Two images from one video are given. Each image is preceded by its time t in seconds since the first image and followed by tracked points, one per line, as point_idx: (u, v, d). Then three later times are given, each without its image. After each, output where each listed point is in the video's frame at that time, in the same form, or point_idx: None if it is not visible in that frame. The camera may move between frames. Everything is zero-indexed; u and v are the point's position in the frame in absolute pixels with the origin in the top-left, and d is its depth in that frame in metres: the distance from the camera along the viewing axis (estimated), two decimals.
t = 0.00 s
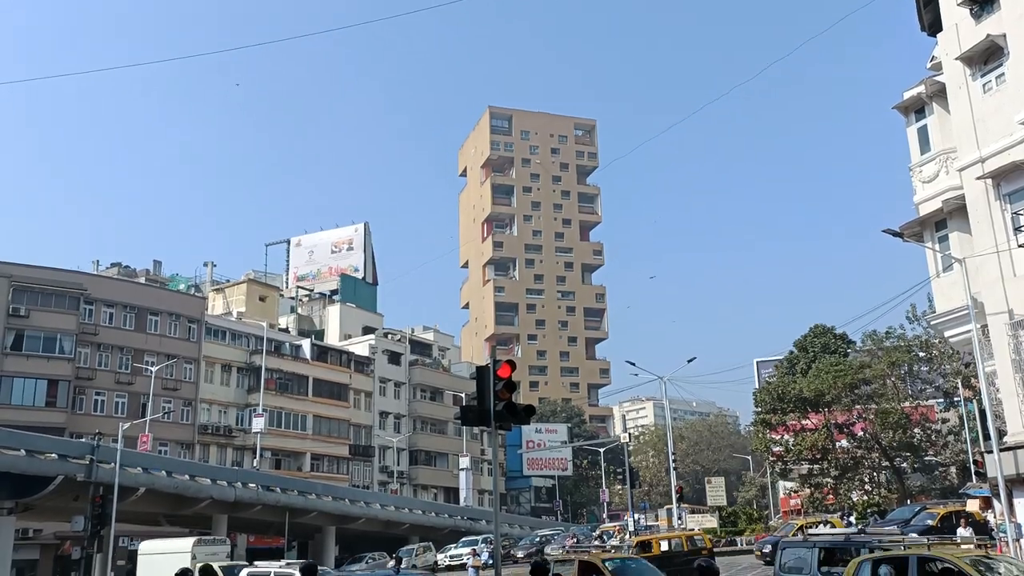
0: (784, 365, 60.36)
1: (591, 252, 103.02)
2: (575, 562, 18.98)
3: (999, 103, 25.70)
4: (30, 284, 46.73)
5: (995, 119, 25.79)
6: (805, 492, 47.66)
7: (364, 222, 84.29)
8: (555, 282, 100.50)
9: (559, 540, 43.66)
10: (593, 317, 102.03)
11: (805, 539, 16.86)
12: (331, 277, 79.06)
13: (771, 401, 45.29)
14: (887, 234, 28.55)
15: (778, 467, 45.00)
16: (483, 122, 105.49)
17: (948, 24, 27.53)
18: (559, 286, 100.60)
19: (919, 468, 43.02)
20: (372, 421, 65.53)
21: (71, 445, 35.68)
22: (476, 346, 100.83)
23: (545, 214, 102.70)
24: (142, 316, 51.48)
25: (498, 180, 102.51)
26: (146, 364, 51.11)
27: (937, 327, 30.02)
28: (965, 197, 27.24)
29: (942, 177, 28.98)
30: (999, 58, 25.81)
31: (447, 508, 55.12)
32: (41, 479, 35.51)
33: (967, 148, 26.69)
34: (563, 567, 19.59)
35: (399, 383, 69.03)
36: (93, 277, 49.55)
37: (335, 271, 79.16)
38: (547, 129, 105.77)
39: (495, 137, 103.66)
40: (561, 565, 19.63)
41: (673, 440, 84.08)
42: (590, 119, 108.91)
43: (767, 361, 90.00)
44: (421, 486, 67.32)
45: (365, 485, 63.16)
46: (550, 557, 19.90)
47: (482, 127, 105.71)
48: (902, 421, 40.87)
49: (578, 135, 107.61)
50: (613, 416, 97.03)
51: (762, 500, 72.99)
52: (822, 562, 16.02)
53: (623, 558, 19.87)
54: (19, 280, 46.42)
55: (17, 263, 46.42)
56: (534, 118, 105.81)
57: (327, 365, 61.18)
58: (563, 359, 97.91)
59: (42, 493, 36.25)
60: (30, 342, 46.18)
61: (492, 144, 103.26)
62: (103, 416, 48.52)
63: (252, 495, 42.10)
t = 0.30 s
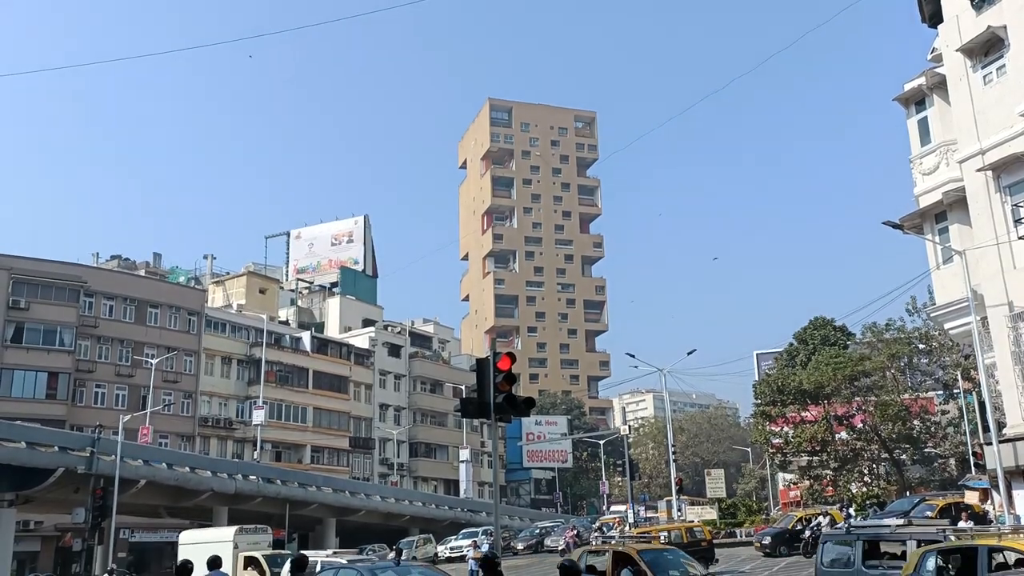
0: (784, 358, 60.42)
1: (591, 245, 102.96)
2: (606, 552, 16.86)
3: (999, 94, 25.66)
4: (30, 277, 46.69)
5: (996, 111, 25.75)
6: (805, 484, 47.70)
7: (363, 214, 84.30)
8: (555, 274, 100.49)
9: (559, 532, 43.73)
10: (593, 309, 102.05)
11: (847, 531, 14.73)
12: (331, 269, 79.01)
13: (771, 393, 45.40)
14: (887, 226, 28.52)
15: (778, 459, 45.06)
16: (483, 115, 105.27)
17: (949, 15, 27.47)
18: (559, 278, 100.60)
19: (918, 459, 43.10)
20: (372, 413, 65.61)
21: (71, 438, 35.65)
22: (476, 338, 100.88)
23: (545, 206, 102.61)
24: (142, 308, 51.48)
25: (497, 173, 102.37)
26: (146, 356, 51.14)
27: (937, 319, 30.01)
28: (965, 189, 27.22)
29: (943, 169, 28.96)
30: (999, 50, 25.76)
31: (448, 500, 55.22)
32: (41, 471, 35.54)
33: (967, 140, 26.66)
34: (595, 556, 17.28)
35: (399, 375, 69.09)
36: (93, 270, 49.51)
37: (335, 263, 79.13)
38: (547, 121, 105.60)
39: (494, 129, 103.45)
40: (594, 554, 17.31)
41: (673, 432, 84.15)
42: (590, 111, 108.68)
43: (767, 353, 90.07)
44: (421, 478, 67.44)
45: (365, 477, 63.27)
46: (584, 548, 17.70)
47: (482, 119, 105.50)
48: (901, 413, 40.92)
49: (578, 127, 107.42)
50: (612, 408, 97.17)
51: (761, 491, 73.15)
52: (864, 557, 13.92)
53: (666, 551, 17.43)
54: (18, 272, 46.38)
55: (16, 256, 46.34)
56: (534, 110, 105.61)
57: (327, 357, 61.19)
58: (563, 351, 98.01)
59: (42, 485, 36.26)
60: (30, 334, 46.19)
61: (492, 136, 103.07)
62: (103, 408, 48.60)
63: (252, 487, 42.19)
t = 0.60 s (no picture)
0: (784, 351, 60.49)
1: (592, 239, 102.96)
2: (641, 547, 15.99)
3: (1000, 88, 25.61)
4: (30, 270, 46.65)
5: (997, 105, 25.71)
6: (805, 479, 47.70)
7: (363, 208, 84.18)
8: (556, 268, 100.48)
9: (559, 525, 43.79)
10: (593, 303, 102.08)
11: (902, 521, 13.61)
12: (332, 263, 78.98)
13: (771, 387, 45.88)
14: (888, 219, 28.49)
15: (778, 453, 45.08)
16: (483, 108, 105.11)
17: (950, 8, 27.42)
18: (560, 273, 100.58)
19: (918, 453, 43.14)
20: (372, 407, 65.67)
21: (72, 432, 35.66)
22: (477, 333, 100.93)
23: (546, 200, 102.52)
24: (142, 302, 51.47)
25: (498, 166, 102.24)
26: (147, 350, 51.14)
27: (937, 313, 29.99)
28: (966, 184, 27.21)
29: (943, 163, 28.93)
30: (1000, 44, 25.71)
31: (448, 494, 55.22)
32: (42, 465, 35.54)
33: (968, 134, 26.62)
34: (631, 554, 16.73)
35: (399, 369, 69.14)
36: (93, 263, 49.47)
37: (335, 258, 79.09)
38: (547, 115, 105.45)
39: (495, 123, 103.29)
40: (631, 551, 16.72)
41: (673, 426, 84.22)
42: (591, 105, 108.51)
43: (767, 347, 90.12)
44: (421, 472, 67.54)
45: (365, 470, 63.35)
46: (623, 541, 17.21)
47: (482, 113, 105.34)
48: (901, 407, 40.94)
49: (579, 121, 107.28)
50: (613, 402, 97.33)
51: (761, 485, 73.34)
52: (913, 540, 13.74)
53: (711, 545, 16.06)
54: (19, 266, 46.34)
55: (17, 250, 46.30)
56: (535, 104, 105.43)
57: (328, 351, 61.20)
58: (564, 345, 98.11)
59: (43, 479, 36.29)
60: (30, 328, 46.19)
61: (492, 130, 102.91)
62: (104, 402, 48.65)
63: (252, 481, 42.27)
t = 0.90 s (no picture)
0: (784, 343, 60.53)
1: (592, 230, 102.89)
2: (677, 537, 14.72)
3: (1001, 79, 25.57)
4: (30, 261, 46.58)
5: (997, 96, 25.66)
6: (804, 470, 47.75)
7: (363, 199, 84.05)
8: (555, 260, 100.42)
9: (559, 516, 43.82)
10: (593, 294, 102.09)
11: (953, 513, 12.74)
12: (331, 254, 78.92)
13: (771, 378, 45.83)
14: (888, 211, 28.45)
15: (777, 444, 45.12)
16: (483, 99, 104.90)
17: None
18: (560, 264, 100.54)
19: (917, 445, 43.23)
20: (372, 398, 65.75)
21: (72, 423, 35.68)
22: (476, 324, 101.00)
23: (546, 191, 102.40)
24: (142, 293, 51.46)
25: (498, 157, 102.08)
26: (146, 341, 51.17)
27: (937, 304, 30.00)
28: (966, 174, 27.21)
29: (944, 155, 28.87)
30: (1002, 34, 25.63)
31: (448, 485, 55.29)
32: (42, 455, 35.54)
33: (969, 125, 26.56)
34: (668, 542, 15.31)
35: (399, 360, 69.17)
36: (92, 254, 49.42)
37: (335, 249, 79.03)
38: (547, 105, 105.22)
39: (495, 114, 103.09)
40: (671, 538, 15.31)
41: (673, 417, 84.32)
42: (591, 95, 108.25)
43: (767, 339, 90.17)
44: (421, 463, 67.69)
45: (365, 461, 63.45)
46: (661, 530, 15.75)
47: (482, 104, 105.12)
48: (900, 398, 41.00)
49: (579, 112, 107.07)
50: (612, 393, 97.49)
51: (760, 476, 73.49)
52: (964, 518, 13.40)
53: (750, 534, 14.91)
54: (18, 257, 46.28)
55: (16, 240, 46.23)
56: (535, 95, 105.20)
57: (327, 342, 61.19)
58: (563, 337, 98.21)
59: (43, 470, 36.32)
60: (30, 319, 46.19)
61: (492, 121, 102.71)
62: (104, 393, 48.70)
63: (252, 472, 42.37)
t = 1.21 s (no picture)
0: (784, 333, 60.58)
1: (592, 220, 102.82)
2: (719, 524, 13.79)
3: (1002, 69, 25.51)
4: (30, 250, 46.53)
5: (999, 87, 25.61)
6: (803, 459, 47.85)
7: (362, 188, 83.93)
8: (556, 249, 100.40)
9: (558, 506, 44.03)
10: (593, 284, 102.12)
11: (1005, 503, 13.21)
12: (332, 244, 78.85)
13: (770, 368, 45.30)
14: (889, 201, 28.40)
15: (776, 434, 45.21)
16: (483, 89, 104.61)
17: None
18: (560, 254, 100.51)
19: (916, 435, 43.33)
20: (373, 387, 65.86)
21: (73, 412, 35.71)
22: (477, 314, 101.04)
23: (546, 181, 102.25)
24: (142, 282, 51.43)
25: (498, 147, 101.90)
26: (147, 330, 51.20)
27: (937, 295, 30.00)
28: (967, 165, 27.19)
29: (945, 145, 28.85)
30: (1003, 24, 25.54)
31: (448, 474, 55.39)
32: (43, 444, 35.54)
33: (970, 115, 26.51)
34: (708, 531, 14.26)
35: (399, 349, 69.23)
36: (93, 243, 49.36)
37: (335, 238, 78.98)
38: (547, 95, 104.94)
39: (495, 104, 102.86)
40: (712, 527, 14.24)
41: (673, 407, 84.46)
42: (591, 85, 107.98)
43: (767, 329, 90.24)
44: (421, 452, 67.89)
45: (366, 451, 63.57)
46: (701, 519, 14.67)
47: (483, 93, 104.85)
48: (900, 388, 41.10)
49: (580, 101, 106.83)
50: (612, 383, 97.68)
51: (760, 466, 73.64)
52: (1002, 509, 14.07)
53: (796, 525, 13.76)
54: (19, 246, 46.22)
55: (16, 229, 46.14)
56: (535, 84, 104.93)
57: (327, 332, 61.18)
58: (563, 327, 98.32)
59: (44, 459, 36.34)
60: (30, 308, 46.19)
61: (493, 110, 102.48)
62: (104, 381, 48.79)
63: (253, 461, 42.47)
